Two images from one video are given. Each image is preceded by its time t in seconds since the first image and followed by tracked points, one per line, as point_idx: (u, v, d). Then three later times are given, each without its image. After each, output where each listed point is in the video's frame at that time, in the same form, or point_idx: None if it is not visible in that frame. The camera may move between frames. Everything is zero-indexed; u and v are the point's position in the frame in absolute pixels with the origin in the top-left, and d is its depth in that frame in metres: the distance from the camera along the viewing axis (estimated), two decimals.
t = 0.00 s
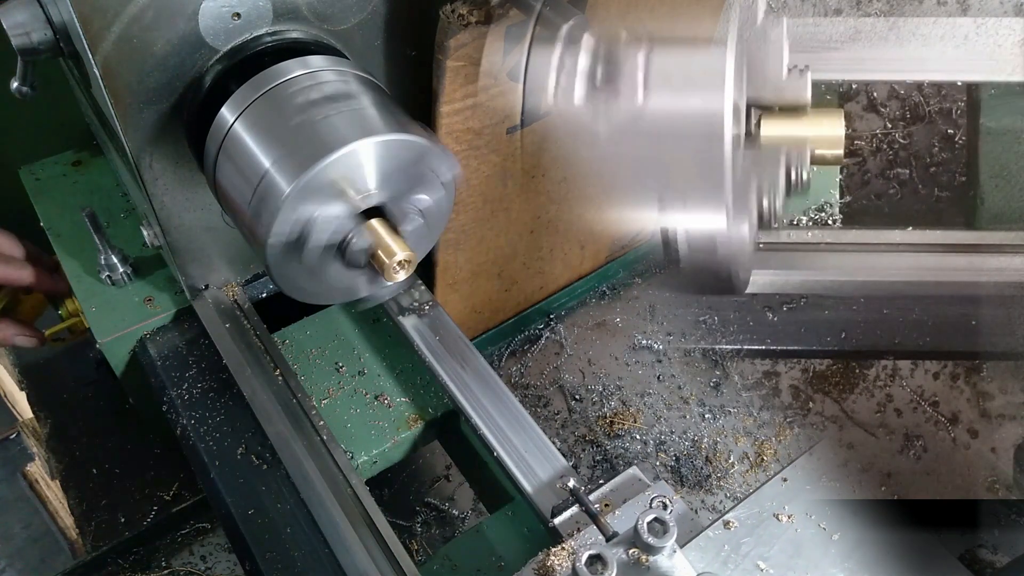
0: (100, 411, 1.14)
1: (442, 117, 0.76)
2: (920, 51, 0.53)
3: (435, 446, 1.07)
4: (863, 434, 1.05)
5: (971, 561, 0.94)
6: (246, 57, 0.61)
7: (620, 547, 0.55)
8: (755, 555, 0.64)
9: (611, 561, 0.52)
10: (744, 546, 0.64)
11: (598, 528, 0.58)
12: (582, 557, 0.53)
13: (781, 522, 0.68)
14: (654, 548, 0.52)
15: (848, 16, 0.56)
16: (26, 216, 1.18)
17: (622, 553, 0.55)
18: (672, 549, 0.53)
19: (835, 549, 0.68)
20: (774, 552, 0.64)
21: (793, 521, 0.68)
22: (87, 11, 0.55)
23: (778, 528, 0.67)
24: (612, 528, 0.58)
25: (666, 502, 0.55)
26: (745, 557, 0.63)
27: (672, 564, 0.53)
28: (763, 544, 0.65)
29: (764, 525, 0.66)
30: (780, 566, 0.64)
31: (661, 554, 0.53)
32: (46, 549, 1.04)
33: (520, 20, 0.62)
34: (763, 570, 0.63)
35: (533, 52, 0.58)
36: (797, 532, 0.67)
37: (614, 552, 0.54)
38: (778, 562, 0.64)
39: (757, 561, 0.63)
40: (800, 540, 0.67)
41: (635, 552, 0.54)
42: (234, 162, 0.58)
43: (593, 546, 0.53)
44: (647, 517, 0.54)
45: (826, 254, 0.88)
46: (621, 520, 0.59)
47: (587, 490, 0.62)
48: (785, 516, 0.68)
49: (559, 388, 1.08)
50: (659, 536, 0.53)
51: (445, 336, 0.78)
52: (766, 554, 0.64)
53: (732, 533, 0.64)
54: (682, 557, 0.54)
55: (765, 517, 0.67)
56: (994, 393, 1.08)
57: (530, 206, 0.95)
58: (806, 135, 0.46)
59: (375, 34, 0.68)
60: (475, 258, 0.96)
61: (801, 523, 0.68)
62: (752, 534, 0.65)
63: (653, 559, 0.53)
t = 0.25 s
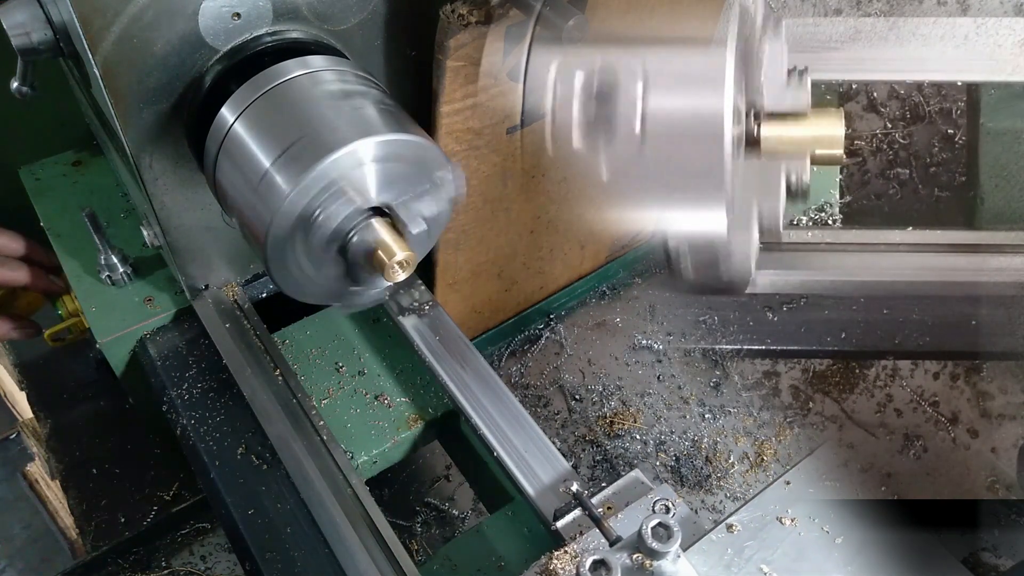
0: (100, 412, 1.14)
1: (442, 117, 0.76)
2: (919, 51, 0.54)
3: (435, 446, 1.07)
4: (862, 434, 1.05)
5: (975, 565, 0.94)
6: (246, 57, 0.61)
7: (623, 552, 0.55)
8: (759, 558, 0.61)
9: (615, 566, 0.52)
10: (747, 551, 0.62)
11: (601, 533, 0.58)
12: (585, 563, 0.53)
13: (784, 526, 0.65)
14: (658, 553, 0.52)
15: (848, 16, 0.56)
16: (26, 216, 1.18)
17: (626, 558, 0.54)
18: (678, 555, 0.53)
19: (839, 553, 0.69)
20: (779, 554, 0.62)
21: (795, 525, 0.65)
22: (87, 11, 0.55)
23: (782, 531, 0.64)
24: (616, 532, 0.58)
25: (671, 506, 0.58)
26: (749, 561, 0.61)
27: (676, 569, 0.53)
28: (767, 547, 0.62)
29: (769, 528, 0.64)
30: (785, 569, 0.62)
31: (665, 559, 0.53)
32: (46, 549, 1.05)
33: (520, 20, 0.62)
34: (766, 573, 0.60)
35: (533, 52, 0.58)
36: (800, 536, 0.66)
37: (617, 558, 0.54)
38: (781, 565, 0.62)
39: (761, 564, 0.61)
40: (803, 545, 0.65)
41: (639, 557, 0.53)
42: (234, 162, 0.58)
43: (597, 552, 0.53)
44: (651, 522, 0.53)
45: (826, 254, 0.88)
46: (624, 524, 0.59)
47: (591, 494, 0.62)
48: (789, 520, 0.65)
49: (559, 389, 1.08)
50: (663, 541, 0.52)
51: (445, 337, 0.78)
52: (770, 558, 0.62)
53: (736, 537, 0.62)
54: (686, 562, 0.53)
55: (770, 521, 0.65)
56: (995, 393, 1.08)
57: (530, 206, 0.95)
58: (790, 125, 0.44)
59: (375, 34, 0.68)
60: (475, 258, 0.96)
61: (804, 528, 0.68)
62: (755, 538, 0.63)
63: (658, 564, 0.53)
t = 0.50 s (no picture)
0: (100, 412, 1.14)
1: (442, 117, 0.76)
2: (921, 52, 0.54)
3: (435, 446, 1.07)
4: (862, 434, 1.05)
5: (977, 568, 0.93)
6: (246, 57, 0.61)
7: (628, 557, 0.54)
8: (763, 562, 0.61)
9: (619, 572, 0.53)
10: (751, 554, 0.62)
11: (605, 538, 0.58)
12: (589, 569, 0.54)
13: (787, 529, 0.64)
14: (662, 558, 0.51)
15: (848, 16, 0.56)
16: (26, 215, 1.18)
17: (630, 563, 0.54)
18: (682, 561, 0.52)
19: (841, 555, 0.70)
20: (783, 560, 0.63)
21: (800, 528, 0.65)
22: (87, 11, 0.55)
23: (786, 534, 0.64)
24: (620, 536, 0.58)
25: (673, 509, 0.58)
26: (752, 565, 0.61)
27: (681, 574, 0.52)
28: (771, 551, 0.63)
29: (772, 532, 0.64)
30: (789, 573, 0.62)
31: (670, 563, 0.52)
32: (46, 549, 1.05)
33: (520, 20, 0.62)
34: None
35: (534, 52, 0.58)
36: (804, 540, 0.65)
37: (621, 563, 0.53)
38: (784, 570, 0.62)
39: (764, 568, 0.61)
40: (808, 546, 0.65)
41: (643, 562, 0.53)
42: (234, 162, 0.58)
43: (601, 558, 0.54)
44: (656, 527, 0.53)
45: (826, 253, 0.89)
46: (627, 528, 0.58)
47: (594, 498, 0.61)
48: (792, 523, 0.65)
49: (559, 388, 1.08)
50: (668, 547, 0.52)
51: (445, 336, 0.78)
52: (774, 562, 0.62)
53: (739, 540, 0.62)
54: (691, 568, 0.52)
55: (773, 524, 0.64)
56: (995, 393, 1.08)
57: (530, 206, 0.95)
58: (784, 139, 0.46)
59: (375, 34, 0.68)
60: (475, 258, 0.96)
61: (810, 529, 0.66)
62: (758, 541, 0.62)
63: (662, 569, 0.52)
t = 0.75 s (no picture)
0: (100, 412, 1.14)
1: (442, 117, 0.76)
2: (921, 53, 0.54)
3: (436, 446, 1.07)
4: (862, 434, 1.05)
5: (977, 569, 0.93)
6: (246, 57, 0.61)
7: (633, 562, 0.55)
8: (766, 566, 0.61)
9: None
10: (754, 558, 0.61)
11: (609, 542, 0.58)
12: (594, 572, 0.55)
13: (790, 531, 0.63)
14: (666, 563, 0.53)
15: (848, 16, 0.56)
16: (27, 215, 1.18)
17: (635, 568, 0.55)
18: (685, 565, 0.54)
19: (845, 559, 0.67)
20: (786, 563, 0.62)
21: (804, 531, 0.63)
22: (86, 11, 0.55)
23: (790, 539, 0.63)
24: (623, 540, 0.58)
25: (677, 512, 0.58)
26: (756, 569, 0.60)
27: None
28: (774, 554, 0.62)
29: (776, 535, 0.63)
30: None
31: (673, 568, 0.54)
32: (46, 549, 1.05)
33: (521, 20, 0.62)
34: None
35: (534, 52, 0.58)
36: (809, 543, 0.63)
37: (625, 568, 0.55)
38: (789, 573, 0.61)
39: (768, 571, 0.60)
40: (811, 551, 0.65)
41: (647, 567, 0.54)
42: (234, 162, 0.58)
43: (606, 562, 0.56)
44: (660, 533, 0.54)
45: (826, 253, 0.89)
46: (630, 531, 0.58)
47: (597, 501, 0.61)
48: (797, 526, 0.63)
49: (559, 388, 1.08)
50: (672, 552, 0.53)
51: (445, 336, 0.78)
52: (777, 565, 0.61)
53: (742, 544, 0.61)
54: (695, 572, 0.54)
55: (776, 528, 0.63)
56: (995, 393, 1.08)
57: (530, 206, 0.95)
58: (782, 147, 0.46)
59: (375, 34, 0.68)
60: (475, 258, 0.96)
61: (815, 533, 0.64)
62: (761, 544, 0.62)
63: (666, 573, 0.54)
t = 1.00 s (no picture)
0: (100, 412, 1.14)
1: (442, 117, 0.76)
2: (920, 53, 0.56)
3: (436, 446, 1.07)
4: (862, 434, 1.05)
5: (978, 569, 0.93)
6: (246, 57, 0.61)
7: (636, 568, 0.55)
8: (770, 571, 0.60)
9: None
10: (758, 562, 0.60)
11: (612, 547, 0.58)
12: None
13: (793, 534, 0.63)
14: (671, 569, 0.54)
15: (848, 16, 0.56)
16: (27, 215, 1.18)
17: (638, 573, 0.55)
18: (690, 571, 0.54)
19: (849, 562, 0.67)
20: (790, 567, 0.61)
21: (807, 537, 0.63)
22: (87, 11, 0.55)
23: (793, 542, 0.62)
24: (626, 544, 0.58)
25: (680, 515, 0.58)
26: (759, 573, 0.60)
27: None
28: (778, 558, 0.61)
29: (780, 538, 0.62)
30: None
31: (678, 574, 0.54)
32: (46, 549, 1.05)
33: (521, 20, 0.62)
34: None
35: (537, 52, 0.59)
36: (811, 547, 0.64)
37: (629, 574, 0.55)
38: None
39: None
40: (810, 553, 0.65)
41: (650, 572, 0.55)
42: (234, 162, 0.58)
43: (609, 567, 0.56)
44: (665, 539, 0.55)
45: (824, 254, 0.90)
46: (634, 535, 0.58)
47: (600, 505, 0.61)
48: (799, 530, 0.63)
49: (559, 388, 1.07)
50: (677, 558, 0.54)
51: (445, 336, 0.78)
52: (782, 569, 0.61)
53: (746, 548, 0.61)
54: None
55: (780, 531, 0.62)
56: (995, 393, 1.08)
57: (530, 206, 0.95)
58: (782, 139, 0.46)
59: (375, 34, 0.68)
60: (475, 258, 0.96)
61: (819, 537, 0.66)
62: (765, 548, 0.61)
63: None
